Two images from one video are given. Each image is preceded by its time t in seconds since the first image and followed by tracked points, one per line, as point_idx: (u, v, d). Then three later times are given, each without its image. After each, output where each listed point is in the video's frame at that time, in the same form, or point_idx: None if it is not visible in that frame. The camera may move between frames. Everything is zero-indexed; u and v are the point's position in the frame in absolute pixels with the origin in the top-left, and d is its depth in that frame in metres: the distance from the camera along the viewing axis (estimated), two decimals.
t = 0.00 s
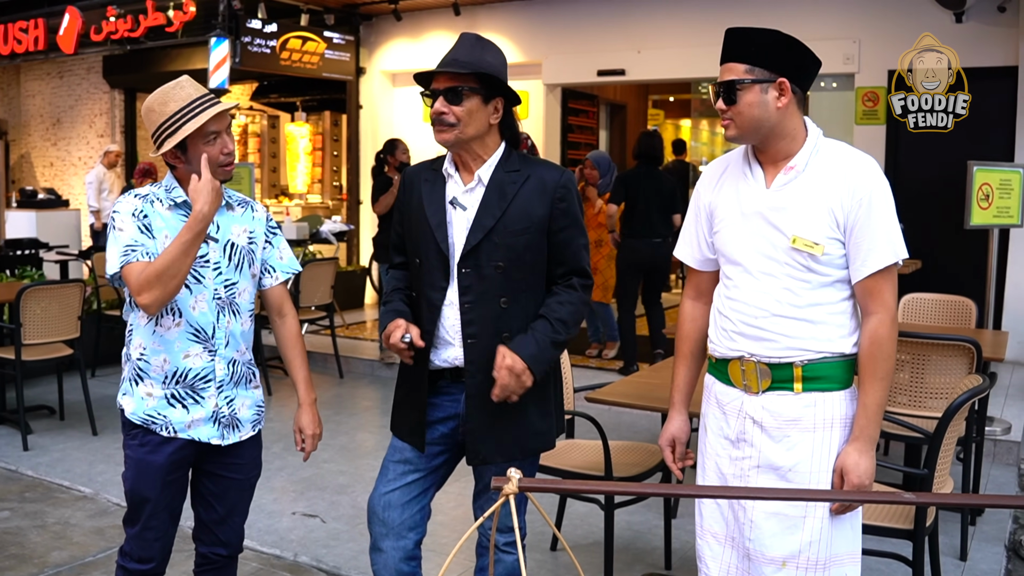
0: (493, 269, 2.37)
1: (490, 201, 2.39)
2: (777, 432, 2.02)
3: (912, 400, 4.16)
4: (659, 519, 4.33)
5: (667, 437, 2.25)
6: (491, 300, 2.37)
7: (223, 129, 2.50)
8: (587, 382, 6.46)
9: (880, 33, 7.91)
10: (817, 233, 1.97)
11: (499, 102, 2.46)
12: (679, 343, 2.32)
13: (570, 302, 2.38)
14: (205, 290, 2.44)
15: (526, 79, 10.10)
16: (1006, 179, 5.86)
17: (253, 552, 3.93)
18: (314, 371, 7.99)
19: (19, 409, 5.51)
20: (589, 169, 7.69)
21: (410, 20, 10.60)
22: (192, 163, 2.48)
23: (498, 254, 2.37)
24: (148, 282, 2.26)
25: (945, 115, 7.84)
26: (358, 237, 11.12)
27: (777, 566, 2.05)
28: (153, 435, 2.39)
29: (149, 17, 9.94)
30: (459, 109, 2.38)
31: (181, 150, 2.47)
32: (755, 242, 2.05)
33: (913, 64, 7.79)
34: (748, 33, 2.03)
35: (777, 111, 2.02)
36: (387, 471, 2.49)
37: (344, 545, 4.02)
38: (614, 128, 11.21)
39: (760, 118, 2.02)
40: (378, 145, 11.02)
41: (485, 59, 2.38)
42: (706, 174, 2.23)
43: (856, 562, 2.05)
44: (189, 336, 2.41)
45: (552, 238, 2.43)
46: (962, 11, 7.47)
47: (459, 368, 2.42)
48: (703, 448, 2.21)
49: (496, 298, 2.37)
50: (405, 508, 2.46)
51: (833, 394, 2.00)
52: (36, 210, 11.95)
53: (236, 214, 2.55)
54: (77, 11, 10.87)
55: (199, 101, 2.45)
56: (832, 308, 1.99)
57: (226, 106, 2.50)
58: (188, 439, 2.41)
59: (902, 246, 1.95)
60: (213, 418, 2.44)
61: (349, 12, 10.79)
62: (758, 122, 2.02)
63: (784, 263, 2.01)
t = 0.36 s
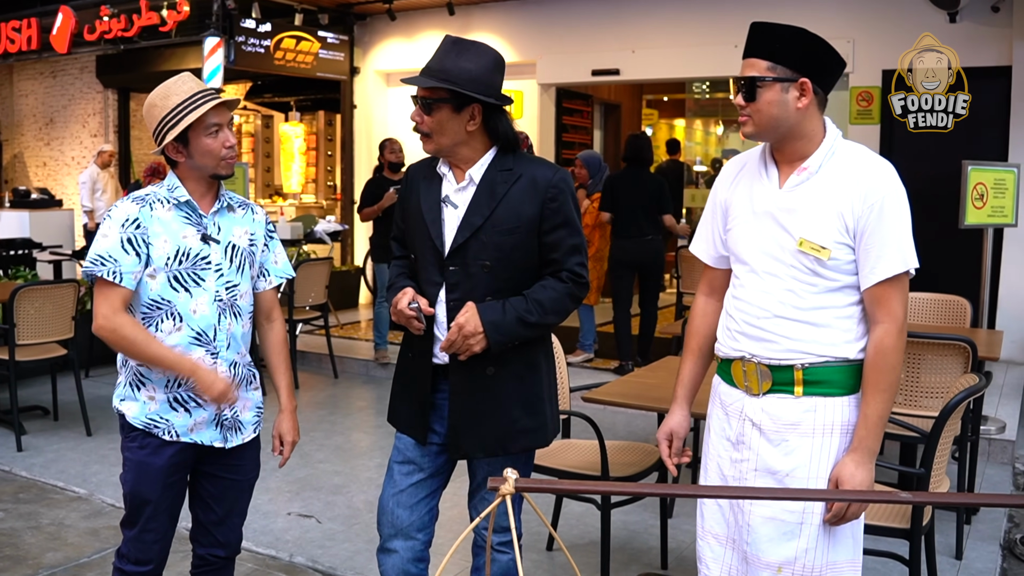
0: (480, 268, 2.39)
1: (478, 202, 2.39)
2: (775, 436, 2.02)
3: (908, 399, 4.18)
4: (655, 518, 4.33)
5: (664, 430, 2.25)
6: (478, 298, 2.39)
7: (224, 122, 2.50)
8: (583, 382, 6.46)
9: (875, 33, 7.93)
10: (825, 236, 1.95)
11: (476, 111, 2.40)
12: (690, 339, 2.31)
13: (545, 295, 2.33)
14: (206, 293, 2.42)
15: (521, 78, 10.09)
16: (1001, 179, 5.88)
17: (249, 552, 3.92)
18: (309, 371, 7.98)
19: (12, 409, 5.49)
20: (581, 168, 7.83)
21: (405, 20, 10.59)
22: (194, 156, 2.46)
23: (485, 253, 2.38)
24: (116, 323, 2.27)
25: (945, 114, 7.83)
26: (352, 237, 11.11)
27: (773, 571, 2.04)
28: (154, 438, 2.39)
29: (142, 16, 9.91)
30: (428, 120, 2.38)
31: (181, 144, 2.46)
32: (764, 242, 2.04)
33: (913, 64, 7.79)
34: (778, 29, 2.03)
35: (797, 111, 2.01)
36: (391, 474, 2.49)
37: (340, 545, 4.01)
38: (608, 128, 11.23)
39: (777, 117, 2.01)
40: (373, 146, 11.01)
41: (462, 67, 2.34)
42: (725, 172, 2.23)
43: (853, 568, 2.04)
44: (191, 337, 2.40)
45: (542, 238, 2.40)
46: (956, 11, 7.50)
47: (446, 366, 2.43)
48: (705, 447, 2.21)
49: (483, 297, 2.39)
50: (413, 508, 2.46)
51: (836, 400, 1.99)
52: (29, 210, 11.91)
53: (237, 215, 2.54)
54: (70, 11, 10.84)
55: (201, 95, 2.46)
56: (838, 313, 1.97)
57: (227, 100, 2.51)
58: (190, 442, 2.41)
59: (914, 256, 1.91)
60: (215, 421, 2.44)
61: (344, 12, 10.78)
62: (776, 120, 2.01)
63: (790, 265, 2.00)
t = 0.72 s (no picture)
0: (464, 269, 2.38)
1: (464, 204, 2.39)
2: (776, 439, 2.01)
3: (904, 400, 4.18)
4: (651, 518, 4.33)
5: (688, 424, 2.29)
6: (462, 298, 2.39)
7: (228, 124, 2.50)
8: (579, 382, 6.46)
9: (869, 33, 7.95)
10: (833, 248, 1.93)
11: (464, 110, 2.40)
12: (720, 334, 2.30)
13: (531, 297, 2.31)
14: (203, 295, 2.42)
15: (515, 79, 10.09)
16: (996, 180, 5.89)
17: (245, 554, 3.91)
18: (304, 371, 7.97)
19: (6, 411, 5.47)
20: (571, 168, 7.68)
21: (400, 20, 10.59)
22: (197, 158, 2.45)
23: (470, 253, 2.38)
24: (89, 339, 2.36)
25: (945, 114, 7.83)
26: (347, 237, 11.10)
27: (762, 572, 2.05)
28: (149, 440, 2.38)
29: (137, 16, 9.90)
30: (417, 120, 2.38)
31: (185, 145, 2.45)
32: (779, 249, 2.04)
33: (913, 64, 7.79)
34: (803, 31, 1.99)
35: (817, 118, 1.98)
36: (384, 474, 2.50)
37: (335, 546, 4.01)
38: (603, 128, 11.26)
39: (793, 124, 1.99)
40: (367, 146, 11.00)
41: (448, 65, 2.35)
42: (757, 174, 2.23)
43: None
44: (187, 340, 2.40)
45: (529, 239, 2.38)
46: (951, 12, 7.52)
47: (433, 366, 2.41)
48: (711, 444, 2.21)
49: (468, 297, 2.39)
50: (404, 508, 2.46)
51: (839, 407, 1.96)
52: (23, 211, 11.88)
53: (236, 218, 2.54)
54: (64, 11, 10.82)
55: (206, 96, 2.46)
56: (845, 324, 1.94)
57: (230, 101, 2.51)
58: (185, 445, 2.40)
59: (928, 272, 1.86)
60: (211, 424, 2.43)
61: (338, 12, 10.77)
62: (796, 128, 1.99)
63: (799, 274, 1.99)
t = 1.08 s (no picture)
0: (458, 265, 2.38)
1: (458, 200, 2.39)
2: (766, 441, 2.02)
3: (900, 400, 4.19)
4: (647, 519, 4.34)
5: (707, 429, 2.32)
6: (456, 296, 2.39)
7: (215, 130, 2.48)
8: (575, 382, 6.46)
9: (863, 34, 7.98)
10: (825, 247, 1.93)
11: (457, 108, 2.39)
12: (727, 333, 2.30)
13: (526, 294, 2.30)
14: (192, 296, 2.41)
15: (510, 79, 10.10)
16: (990, 180, 5.91)
17: (240, 555, 3.90)
18: (298, 372, 7.96)
19: None
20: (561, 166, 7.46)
21: (395, 20, 10.58)
22: (180, 160, 2.44)
23: (463, 250, 2.38)
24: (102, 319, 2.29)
25: (945, 114, 7.83)
26: (341, 238, 11.09)
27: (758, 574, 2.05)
28: (141, 441, 2.37)
29: (131, 16, 9.87)
30: (410, 120, 2.38)
31: (169, 146, 2.45)
32: (773, 247, 2.05)
33: (913, 64, 7.80)
34: (803, 29, 1.99)
35: (814, 116, 1.99)
36: (379, 476, 2.50)
37: (331, 547, 4.00)
38: (597, 128, 11.27)
39: (790, 122, 1.99)
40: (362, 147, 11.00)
41: (440, 64, 2.34)
42: (756, 172, 2.23)
43: None
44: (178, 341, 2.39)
45: (523, 235, 2.37)
46: (944, 12, 7.55)
47: (428, 366, 2.42)
48: (709, 446, 2.21)
49: (462, 294, 2.38)
50: (400, 511, 2.46)
51: (830, 409, 1.96)
52: (16, 212, 11.84)
53: (227, 218, 2.53)
54: (58, 11, 10.80)
55: (196, 99, 2.45)
56: (836, 324, 1.94)
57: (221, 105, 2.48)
58: (177, 446, 2.39)
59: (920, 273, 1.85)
60: (204, 424, 2.42)
61: (332, 12, 10.77)
62: (793, 126, 1.99)
63: (791, 273, 1.99)
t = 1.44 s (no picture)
0: (456, 266, 2.38)
1: (457, 200, 2.38)
2: (765, 443, 2.01)
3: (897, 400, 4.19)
4: (645, 518, 4.34)
5: (680, 425, 2.25)
6: (455, 296, 2.38)
7: (214, 123, 2.47)
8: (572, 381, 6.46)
9: (859, 34, 7.99)
10: (824, 244, 1.93)
11: (456, 107, 2.38)
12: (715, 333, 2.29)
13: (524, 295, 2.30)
14: (192, 293, 2.41)
15: (506, 78, 10.11)
16: (986, 180, 5.92)
17: (237, 555, 3.89)
18: (294, 371, 7.95)
19: None
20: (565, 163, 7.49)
21: (390, 19, 10.57)
22: (183, 156, 2.43)
23: (461, 250, 2.37)
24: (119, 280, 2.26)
25: (946, 114, 7.83)
26: (337, 237, 11.08)
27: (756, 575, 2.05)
28: (139, 441, 2.36)
29: (126, 15, 9.85)
30: (408, 119, 2.37)
31: (172, 144, 2.43)
32: (771, 246, 2.05)
33: (914, 64, 7.81)
34: (804, 25, 1.99)
35: (812, 112, 1.98)
36: (378, 474, 2.49)
37: (328, 547, 3.99)
38: (593, 127, 11.29)
39: (789, 119, 1.99)
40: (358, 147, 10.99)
41: (439, 63, 2.33)
42: (753, 171, 2.23)
43: None
44: (177, 339, 2.38)
45: (521, 235, 2.37)
46: (940, 12, 7.56)
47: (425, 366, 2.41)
48: (708, 446, 2.20)
49: (459, 294, 2.38)
50: (398, 509, 2.45)
51: (828, 410, 1.96)
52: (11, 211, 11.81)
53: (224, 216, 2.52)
54: (53, 10, 10.77)
55: (193, 95, 2.43)
56: (834, 323, 1.94)
57: (218, 100, 2.48)
58: (175, 445, 2.38)
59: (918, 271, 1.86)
60: (201, 423, 2.41)
61: (328, 11, 10.75)
62: (792, 120, 1.99)
63: (790, 271, 1.99)
